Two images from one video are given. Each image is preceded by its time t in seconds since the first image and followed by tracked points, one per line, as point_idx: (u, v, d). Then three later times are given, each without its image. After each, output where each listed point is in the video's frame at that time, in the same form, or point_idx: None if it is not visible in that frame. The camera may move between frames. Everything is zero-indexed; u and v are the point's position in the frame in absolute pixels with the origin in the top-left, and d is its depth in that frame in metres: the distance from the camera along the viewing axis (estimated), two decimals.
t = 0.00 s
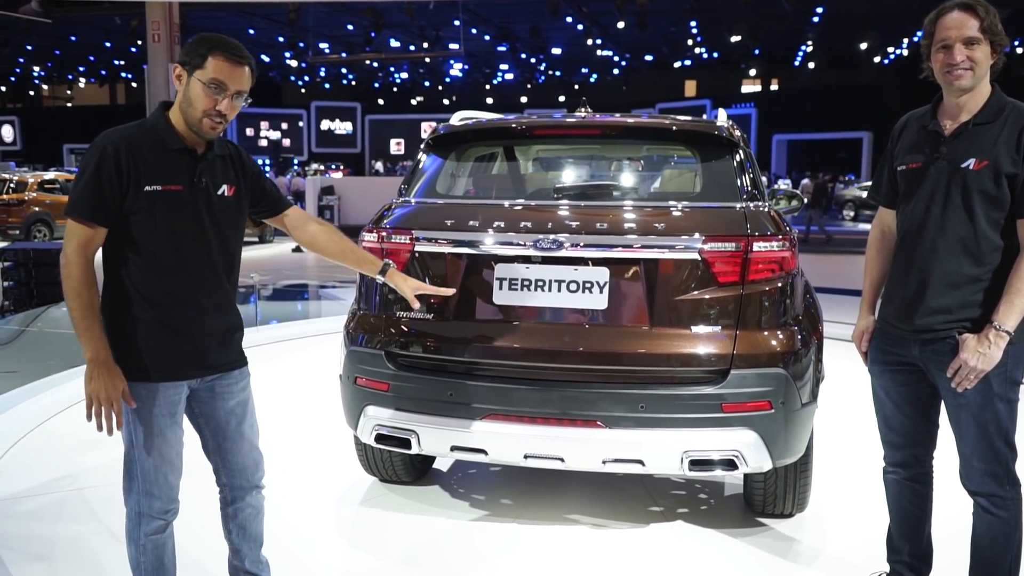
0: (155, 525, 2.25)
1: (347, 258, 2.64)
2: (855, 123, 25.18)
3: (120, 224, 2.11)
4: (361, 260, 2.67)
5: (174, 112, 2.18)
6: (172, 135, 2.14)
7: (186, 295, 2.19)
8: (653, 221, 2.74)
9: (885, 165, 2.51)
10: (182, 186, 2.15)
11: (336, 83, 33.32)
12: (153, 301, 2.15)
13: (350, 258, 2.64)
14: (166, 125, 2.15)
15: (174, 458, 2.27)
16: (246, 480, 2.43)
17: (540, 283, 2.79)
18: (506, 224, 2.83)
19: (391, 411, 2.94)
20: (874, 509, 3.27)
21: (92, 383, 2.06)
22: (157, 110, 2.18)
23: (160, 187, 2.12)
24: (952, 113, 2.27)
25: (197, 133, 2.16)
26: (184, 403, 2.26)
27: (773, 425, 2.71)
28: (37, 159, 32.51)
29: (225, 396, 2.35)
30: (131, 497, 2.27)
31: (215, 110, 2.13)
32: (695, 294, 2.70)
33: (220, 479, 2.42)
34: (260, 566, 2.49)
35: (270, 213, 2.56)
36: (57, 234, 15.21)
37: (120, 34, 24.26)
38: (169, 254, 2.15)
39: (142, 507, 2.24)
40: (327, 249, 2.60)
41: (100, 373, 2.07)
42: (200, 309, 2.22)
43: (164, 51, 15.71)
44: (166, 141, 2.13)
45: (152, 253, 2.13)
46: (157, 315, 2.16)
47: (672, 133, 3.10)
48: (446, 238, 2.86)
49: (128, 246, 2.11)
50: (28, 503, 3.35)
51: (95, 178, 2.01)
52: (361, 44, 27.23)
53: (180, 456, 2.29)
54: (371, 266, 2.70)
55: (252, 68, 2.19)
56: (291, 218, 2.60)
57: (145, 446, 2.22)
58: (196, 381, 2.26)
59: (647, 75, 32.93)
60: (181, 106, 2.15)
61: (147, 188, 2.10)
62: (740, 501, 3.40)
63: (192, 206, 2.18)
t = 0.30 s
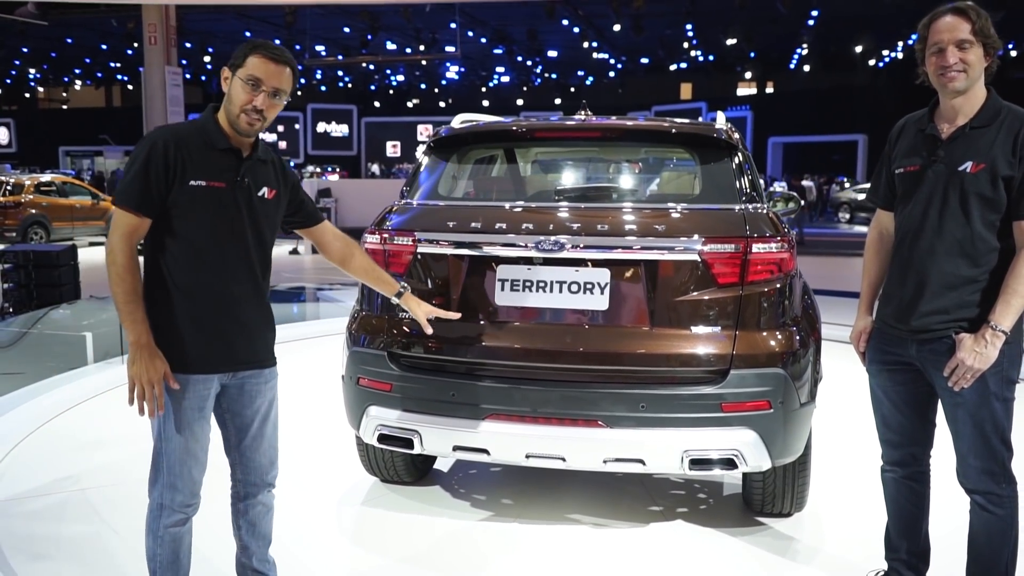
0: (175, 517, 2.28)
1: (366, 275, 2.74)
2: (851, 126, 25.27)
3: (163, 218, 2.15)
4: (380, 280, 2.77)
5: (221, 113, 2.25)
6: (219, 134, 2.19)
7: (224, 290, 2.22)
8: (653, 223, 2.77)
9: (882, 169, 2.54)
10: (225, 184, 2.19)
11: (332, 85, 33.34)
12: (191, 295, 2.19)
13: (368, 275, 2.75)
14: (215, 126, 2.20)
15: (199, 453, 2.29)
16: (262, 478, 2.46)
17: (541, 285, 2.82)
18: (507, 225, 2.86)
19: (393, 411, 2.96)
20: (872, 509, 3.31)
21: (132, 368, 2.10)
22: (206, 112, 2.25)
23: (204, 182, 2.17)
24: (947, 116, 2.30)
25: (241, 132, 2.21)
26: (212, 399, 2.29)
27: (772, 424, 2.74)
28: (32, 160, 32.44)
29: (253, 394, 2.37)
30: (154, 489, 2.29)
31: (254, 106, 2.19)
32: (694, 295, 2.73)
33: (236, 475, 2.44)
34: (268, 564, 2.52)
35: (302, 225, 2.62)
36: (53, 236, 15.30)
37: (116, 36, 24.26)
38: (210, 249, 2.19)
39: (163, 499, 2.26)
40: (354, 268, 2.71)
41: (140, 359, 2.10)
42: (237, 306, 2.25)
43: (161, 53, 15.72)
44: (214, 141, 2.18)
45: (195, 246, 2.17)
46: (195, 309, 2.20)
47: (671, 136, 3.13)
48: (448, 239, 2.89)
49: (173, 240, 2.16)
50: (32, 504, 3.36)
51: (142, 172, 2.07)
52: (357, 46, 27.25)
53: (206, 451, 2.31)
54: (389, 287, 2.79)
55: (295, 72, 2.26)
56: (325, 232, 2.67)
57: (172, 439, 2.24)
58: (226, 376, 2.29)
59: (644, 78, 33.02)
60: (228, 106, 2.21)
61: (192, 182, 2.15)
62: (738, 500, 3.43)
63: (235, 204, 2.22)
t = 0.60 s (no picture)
0: (192, 517, 2.29)
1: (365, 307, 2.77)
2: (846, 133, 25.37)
3: (203, 216, 2.19)
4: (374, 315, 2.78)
5: (274, 125, 2.29)
6: (268, 144, 2.24)
7: (253, 292, 2.25)
8: (651, 229, 2.80)
9: (874, 177, 2.58)
10: (266, 191, 2.23)
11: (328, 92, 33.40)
12: (223, 293, 2.22)
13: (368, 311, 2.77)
14: (266, 135, 2.25)
15: (221, 453, 2.31)
16: (274, 479, 2.48)
17: (541, 290, 2.85)
18: (507, 231, 2.89)
19: (395, 415, 2.98)
20: (868, 512, 3.33)
21: (162, 356, 2.14)
22: (260, 121, 2.30)
23: (247, 188, 2.21)
24: (936, 124, 2.34)
25: (291, 146, 2.25)
26: (233, 399, 2.31)
27: (769, 427, 2.77)
28: (28, 167, 32.41)
29: (273, 397, 2.40)
30: (173, 487, 2.32)
31: (308, 123, 2.22)
32: (692, 300, 2.76)
33: (248, 474, 2.47)
34: (273, 566, 2.53)
35: (327, 252, 2.64)
36: (50, 244, 15.15)
37: (112, 44, 24.29)
38: (244, 251, 2.22)
39: (181, 498, 2.28)
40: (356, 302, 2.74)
41: (169, 348, 2.15)
42: (264, 310, 2.28)
43: (157, 61, 15.74)
44: (262, 150, 2.23)
45: (229, 248, 2.21)
46: (225, 307, 2.23)
47: (669, 143, 3.17)
48: (449, 245, 2.92)
49: (209, 239, 2.20)
50: (33, 510, 3.37)
51: (189, 171, 2.12)
52: (354, 54, 27.28)
53: (226, 453, 2.33)
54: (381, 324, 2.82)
55: (351, 96, 2.30)
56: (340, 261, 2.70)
57: (194, 437, 2.26)
58: (248, 377, 2.31)
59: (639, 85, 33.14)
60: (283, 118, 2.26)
61: (234, 186, 2.19)
62: (736, 504, 3.45)
63: (274, 211, 2.26)
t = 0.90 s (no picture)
0: (207, 518, 2.30)
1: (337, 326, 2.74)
2: (841, 139, 25.47)
3: (228, 223, 2.21)
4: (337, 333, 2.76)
5: (293, 130, 2.31)
6: (289, 150, 2.26)
7: (280, 297, 2.27)
8: (648, 233, 2.82)
9: (852, 185, 2.60)
10: (290, 197, 2.26)
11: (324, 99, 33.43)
12: (250, 298, 2.24)
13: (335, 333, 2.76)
14: (286, 142, 2.27)
15: (241, 454, 2.32)
16: (286, 479, 2.50)
17: (540, 294, 2.87)
18: (505, 236, 2.90)
19: (394, 419, 2.99)
20: (863, 515, 3.35)
21: (193, 362, 2.15)
22: (277, 128, 2.31)
23: (271, 194, 2.23)
24: (911, 132, 2.36)
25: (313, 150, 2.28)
26: (254, 402, 2.32)
27: (766, 430, 2.79)
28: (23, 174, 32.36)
29: (293, 398, 2.42)
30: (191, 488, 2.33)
31: (333, 125, 2.26)
32: (689, 304, 2.77)
33: (259, 474, 2.49)
34: (275, 568, 2.54)
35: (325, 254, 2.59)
36: (46, 250, 15.23)
37: (108, 50, 24.30)
38: (270, 256, 2.24)
39: (198, 499, 2.29)
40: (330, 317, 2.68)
41: (200, 354, 2.16)
42: (290, 314, 2.30)
43: (153, 67, 15.75)
44: (283, 156, 2.25)
45: (256, 254, 2.23)
46: (252, 312, 2.25)
47: (665, 148, 3.20)
48: (447, 250, 2.93)
49: (235, 246, 2.21)
50: (32, 515, 3.38)
51: (215, 180, 2.14)
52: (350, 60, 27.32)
53: (245, 454, 2.34)
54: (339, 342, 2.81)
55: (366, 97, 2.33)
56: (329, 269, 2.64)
57: (215, 438, 2.27)
58: (271, 380, 2.33)
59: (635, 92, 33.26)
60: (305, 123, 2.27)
61: (259, 192, 2.21)
62: (733, 508, 3.47)
63: (297, 215, 2.28)
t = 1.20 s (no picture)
0: (234, 526, 2.31)
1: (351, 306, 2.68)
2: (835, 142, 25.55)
3: (241, 236, 2.20)
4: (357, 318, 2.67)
5: (278, 130, 2.31)
6: (282, 152, 2.27)
7: (303, 298, 2.29)
8: (644, 236, 2.83)
9: (828, 190, 2.62)
10: (294, 199, 2.26)
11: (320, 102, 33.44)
12: (276, 305, 2.25)
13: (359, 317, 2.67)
14: (276, 144, 2.27)
15: (270, 461, 2.32)
16: (298, 480, 2.52)
17: (537, 297, 2.88)
18: (502, 239, 2.91)
19: (391, 421, 3.00)
20: (858, 516, 3.36)
21: (231, 377, 2.17)
22: (262, 133, 2.30)
23: (277, 199, 2.23)
24: (887, 136, 2.38)
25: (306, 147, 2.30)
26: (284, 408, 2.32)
27: (762, 432, 2.80)
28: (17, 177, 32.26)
29: (313, 399, 2.43)
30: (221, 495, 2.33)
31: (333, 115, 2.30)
32: (685, 307, 2.79)
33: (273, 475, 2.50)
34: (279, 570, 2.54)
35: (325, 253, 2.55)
36: (40, 253, 15.19)
37: (103, 53, 24.29)
38: (288, 262, 2.26)
39: (227, 506, 2.30)
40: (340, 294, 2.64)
41: (237, 368, 2.17)
42: (314, 315, 2.32)
43: (149, 71, 15.74)
44: (278, 158, 2.25)
45: (273, 261, 2.23)
46: (279, 318, 2.25)
47: (662, 151, 3.22)
48: (446, 252, 2.94)
49: (252, 257, 2.21)
50: (28, 519, 3.37)
51: (220, 196, 2.12)
52: (346, 64, 27.32)
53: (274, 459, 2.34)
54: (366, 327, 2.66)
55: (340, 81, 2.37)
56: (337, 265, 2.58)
57: (246, 447, 2.26)
58: (300, 382, 2.34)
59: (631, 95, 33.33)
60: (295, 122, 2.28)
61: (267, 200, 2.21)
62: (729, 510, 3.48)
63: (305, 216, 2.30)
